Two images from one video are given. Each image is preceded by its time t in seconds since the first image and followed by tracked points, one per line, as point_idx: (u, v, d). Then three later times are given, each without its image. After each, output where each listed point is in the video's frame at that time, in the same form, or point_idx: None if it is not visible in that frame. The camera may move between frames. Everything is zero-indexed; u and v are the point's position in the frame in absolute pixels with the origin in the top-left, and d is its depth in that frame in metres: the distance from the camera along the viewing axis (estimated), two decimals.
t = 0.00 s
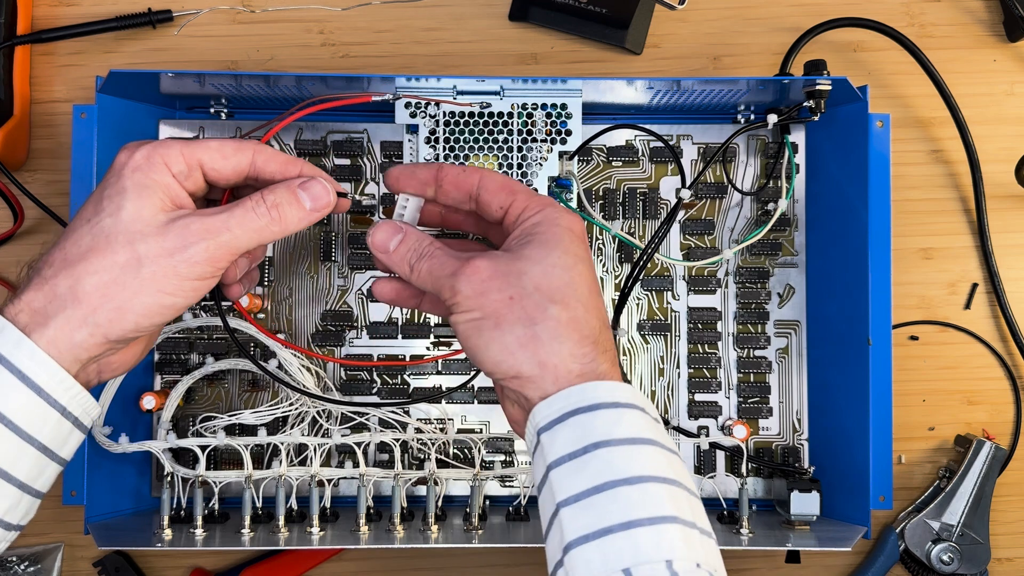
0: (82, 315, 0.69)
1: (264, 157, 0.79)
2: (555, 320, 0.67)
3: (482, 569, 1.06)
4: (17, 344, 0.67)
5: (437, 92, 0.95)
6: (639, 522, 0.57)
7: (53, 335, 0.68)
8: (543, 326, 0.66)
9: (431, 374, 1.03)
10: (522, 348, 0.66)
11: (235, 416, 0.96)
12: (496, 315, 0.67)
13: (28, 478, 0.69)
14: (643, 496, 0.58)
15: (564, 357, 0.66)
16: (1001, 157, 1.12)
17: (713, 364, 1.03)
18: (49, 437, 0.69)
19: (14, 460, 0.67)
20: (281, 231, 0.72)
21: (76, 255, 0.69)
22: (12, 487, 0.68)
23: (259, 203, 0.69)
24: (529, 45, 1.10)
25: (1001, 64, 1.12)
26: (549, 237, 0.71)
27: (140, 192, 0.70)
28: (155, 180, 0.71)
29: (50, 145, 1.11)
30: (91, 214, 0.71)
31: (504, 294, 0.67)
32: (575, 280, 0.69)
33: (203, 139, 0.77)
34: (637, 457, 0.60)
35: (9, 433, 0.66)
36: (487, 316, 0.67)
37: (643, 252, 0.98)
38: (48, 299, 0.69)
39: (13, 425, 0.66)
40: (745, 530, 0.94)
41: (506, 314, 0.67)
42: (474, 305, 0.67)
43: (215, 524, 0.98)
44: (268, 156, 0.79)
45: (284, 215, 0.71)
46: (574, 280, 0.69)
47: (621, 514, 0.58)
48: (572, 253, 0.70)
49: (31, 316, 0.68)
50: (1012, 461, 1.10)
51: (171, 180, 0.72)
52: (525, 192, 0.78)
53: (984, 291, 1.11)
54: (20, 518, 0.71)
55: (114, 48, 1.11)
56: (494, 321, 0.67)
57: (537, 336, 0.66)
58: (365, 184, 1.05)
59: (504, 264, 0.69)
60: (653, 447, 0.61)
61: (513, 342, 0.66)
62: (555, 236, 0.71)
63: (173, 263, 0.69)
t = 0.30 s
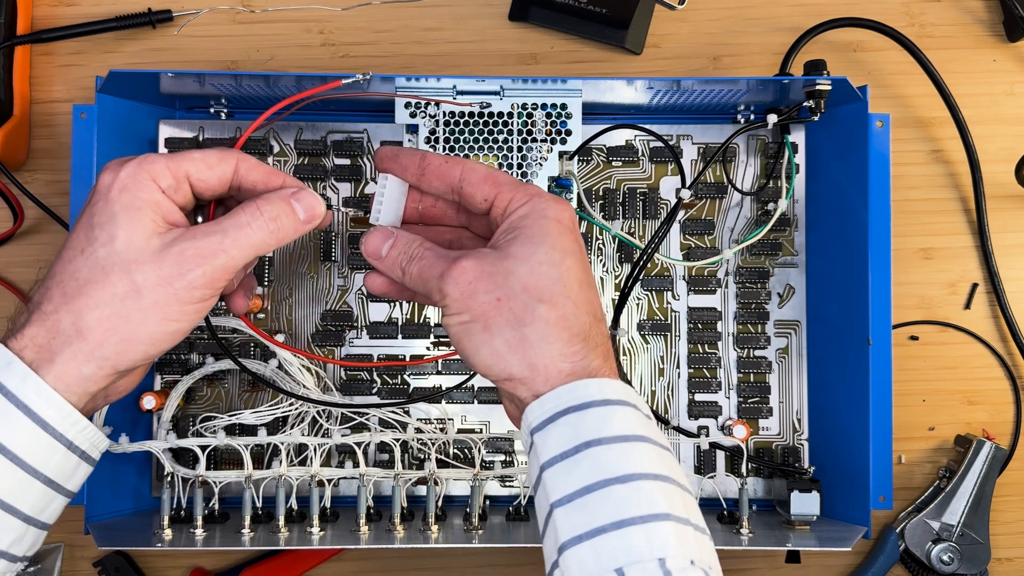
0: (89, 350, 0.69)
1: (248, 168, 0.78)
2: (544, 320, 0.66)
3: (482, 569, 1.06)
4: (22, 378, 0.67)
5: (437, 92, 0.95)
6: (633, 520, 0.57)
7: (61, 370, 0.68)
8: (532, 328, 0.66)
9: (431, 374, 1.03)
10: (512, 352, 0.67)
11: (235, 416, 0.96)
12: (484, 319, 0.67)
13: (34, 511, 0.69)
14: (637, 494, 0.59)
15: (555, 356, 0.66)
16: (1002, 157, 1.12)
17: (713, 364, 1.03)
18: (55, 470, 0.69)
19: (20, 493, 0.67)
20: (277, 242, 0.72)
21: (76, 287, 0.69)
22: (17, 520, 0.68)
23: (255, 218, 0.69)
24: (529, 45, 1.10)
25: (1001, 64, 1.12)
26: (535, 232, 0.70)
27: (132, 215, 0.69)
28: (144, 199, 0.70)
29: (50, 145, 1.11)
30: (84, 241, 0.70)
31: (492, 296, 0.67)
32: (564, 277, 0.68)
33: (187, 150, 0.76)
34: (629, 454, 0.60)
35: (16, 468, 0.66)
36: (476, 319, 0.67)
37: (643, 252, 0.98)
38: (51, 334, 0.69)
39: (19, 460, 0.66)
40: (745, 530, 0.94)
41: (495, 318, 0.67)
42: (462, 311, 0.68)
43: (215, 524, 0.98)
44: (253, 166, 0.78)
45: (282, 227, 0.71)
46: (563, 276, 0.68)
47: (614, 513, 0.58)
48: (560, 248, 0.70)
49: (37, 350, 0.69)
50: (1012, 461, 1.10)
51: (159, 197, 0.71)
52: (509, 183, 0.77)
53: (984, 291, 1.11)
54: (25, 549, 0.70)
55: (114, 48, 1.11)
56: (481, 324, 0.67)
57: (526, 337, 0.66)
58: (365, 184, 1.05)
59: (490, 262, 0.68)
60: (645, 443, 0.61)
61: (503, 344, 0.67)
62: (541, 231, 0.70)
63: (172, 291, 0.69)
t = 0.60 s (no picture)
0: (93, 365, 0.69)
1: (242, 169, 0.78)
2: (542, 330, 0.66)
3: (481, 569, 1.06)
4: (27, 394, 0.67)
5: (437, 92, 0.95)
6: (633, 524, 0.57)
7: (65, 384, 0.69)
8: (529, 337, 0.66)
9: (431, 374, 1.03)
10: (509, 362, 0.67)
11: (235, 416, 0.96)
12: (481, 329, 0.67)
13: (39, 524, 0.69)
14: (637, 498, 0.58)
15: (553, 365, 0.66)
16: (1002, 157, 1.12)
17: (713, 364, 1.03)
18: (60, 484, 0.69)
19: (25, 506, 0.67)
20: (278, 245, 0.72)
21: (79, 299, 0.69)
22: (21, 534, 0.68)
23: (256, 220, 0.69)
24: (529, 45, 1.10)
25: (1002, 64, 1.12)
26: (527, 240, 0.69)
27: (133, 225, 0.69)
28: (143, 206, 0.70)
29: (50, 145, 1.11)
30: (82, 254, 0.70)
31: (486, 306, 0.67)
32: (558, 284, 0.68)
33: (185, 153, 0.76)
34: (630, 458, 0.60)
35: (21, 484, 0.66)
36: (475, 328, 0.67)
37: (643, 252, 0.98)
38: (55, 347, 0.69)
39: (24, 475, 0.66)
40: (745, 530, 0.94)
41: (492, 330, 0.67)
42: (457, 322, 0.68)
43: (215, 524, 0.98)
44: (247, 167, 0.78)
45: (283, 228, 0.71)
46: (557, 283, 0.68)
47: (615, 518, 0.58)
48: (553, 253, 0.69)
49: (41, 363, 0.69)
50: (1012, 462, 1.10)
51: (156, 205, 0.70)
52: (497, 187, 0.76)
53: (984, 292, 1.11)
54: (29, 561, 0.70)
55: (114, 48, 1.11)
56: (478, 334, 0.67)
57: (522, 347, 0.66)
58: (364, 184, 1.05)
59: (482, 271, 0.68)
60: (646, 449, 0.61)
61: (502, 354, 0.67)
62: (532, 239, 0.70)
63: (173, 301, 0.69)
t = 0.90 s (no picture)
0: (82, 365, 0.69)
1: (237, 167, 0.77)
2: (578, 335, 0.68)
3: (481, 569, 1.06)
4: (16, 395, 0.67)
5: (437, 92, 0.95)
6: (664, 531, 0.57)
7: (55, 385, 0.68)
8: (569, 341, 0.67)
9: (431, 374, 1.03)
10: (547, 367, 0.66)
11: (235, 416, 0.96)
12: (517, 335, 0.66)
13: (33, 524, 0.69)
14: (669, 505, 0.58)
15: (593, 370, 0.67)
16: (1002, 157, 1.12)
17: (713, 364, 1.03)
18: (53, 484, 0.69)
19: (19, 507, 0.68)
20: (267, 242, 0.70)
21: (68, 300, 0.69)
22: (16, 534, 0.68)
23: (241, 217, 0.68)
24: (529, 45, 1.10)
25: (1002, 64, 1.12)
26: (552, 251, 0.72)
27: (121, 227, 0.69)
28: (134, 208, 0.70)
29: (50, 145, 1.11)
30: (74, 257, 0.70)
31: (525, 311, 0.66)
32: (586, 292, 0.70)
33: (178, 155, 0.75)
34: (660, 465, 0.60)
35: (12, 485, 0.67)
36: (512, 334, 0.66)
37: (643, 252, 0.98)
38: (46, 349, 0.69)
39: (15, 476, 0.67)
40: (745, 531, 0.94)
41: (526, 335, 0.66)
42: (488, 327, 0.66)
43: (215, 524, 0.98)
44: (242, 166, 0.78)
45: (269, 225, 0.69)
46: (585, 291, 0.70)
47: (645, 523, 0.58)
48: (576, 264, 0.72)
49: (31, 365, 0.69)
50: (1012, 462, 1.10)
51: (150, 208, 0.71)
52: (506, 202, 0.79)
53: (984, 292, 1.11)
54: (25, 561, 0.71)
55: (114, 48, 1.11)
56: (513, 340, 0.66)
57: (560, 353, 0.66)
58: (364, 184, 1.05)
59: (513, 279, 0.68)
60: (675, 456, 0.61)
61: (540, 361, 0.66)
62: (556, 249, 0.72)
63: (161, 300, 0.68)
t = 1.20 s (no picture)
0: (81, 364, 0.68)
1: (240, 164, 0.77)
2: (596, 333, 0.67)
3: (480, 569, 1.06)
4: (16, 393, 0.67)
5: (437, 92, 0.94)
6: (678, 532, 0.57)
7: (54, 383, 0.68)
8: (588, 340, 0.67)
9: (431, 374, 1.03)
10: (568, 365, 0.66)
11: (235, 416, 0.96)
12: (536, 333, 0.66)
13: (33, 522, 0.69)
14: (682, 506, 0.58)
15: (612, 369, 0.67)
16: (1002, 157, 1.12)
17: (713, 365, 1.03)
18: (52, 483, 0.69)
19: (19, 506, 0.67)
20: (267, 241, 0.70)
21: (68, 299, 0.68)
22: (16, 532, 0.68)
23: (241, 215, 0.68)
24: (529, 44, 1.10)
25: (1002, 64, 1.12)
26: (567, 251, 0.72)
27: (122, 225, 0.69)
28: (134, 206, 0.70)
29: (49, 145, 1.10)
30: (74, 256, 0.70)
31: (543, 309, 0.66)
32: (602, 291, 0.70)
33: (179, 152, 0.75)
34: (674, 466, 0.60)
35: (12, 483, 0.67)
36: (531, 333, 0.66)
37: (643, 252, 0.98)
38: (45, 347, 0.69)
39: (15, 474, 0.66)
40: (745, 531, 0.94)
41: (545, 334, 0.66)
42: (507, 324, 0.66)
43: (215, 524, 0.98)
44: (245, 164, 0.77)
45: (270, 224, 0.69)
46: (602, 291, 0.70)
47: (659, 525, 0.57)
48: (592, 262, 0.72)
49: (31, 364, 0.69)
50: (1013, 462, 1.10)
51: (151, 206, 0.70)
52: (522, 202, 0.79)
53: (984, 292, 1.10)
54: (25, 560, 0.71)
55: (113, 48, 1.10)
56: (534, 338, 0.66)
57: (580, 351, 0.66)
58: (364, 184, 1.05)
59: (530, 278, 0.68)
60: (689, 457, 0.61)
61: (559, 359, 0.66)
62: (572, 248, 0.73)
63: (160, 299, 0.68)
